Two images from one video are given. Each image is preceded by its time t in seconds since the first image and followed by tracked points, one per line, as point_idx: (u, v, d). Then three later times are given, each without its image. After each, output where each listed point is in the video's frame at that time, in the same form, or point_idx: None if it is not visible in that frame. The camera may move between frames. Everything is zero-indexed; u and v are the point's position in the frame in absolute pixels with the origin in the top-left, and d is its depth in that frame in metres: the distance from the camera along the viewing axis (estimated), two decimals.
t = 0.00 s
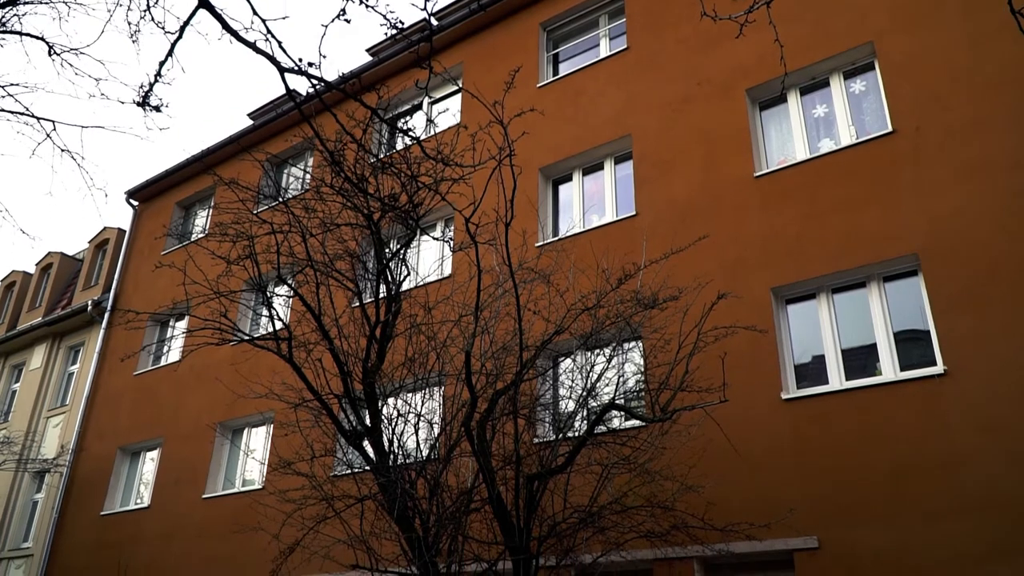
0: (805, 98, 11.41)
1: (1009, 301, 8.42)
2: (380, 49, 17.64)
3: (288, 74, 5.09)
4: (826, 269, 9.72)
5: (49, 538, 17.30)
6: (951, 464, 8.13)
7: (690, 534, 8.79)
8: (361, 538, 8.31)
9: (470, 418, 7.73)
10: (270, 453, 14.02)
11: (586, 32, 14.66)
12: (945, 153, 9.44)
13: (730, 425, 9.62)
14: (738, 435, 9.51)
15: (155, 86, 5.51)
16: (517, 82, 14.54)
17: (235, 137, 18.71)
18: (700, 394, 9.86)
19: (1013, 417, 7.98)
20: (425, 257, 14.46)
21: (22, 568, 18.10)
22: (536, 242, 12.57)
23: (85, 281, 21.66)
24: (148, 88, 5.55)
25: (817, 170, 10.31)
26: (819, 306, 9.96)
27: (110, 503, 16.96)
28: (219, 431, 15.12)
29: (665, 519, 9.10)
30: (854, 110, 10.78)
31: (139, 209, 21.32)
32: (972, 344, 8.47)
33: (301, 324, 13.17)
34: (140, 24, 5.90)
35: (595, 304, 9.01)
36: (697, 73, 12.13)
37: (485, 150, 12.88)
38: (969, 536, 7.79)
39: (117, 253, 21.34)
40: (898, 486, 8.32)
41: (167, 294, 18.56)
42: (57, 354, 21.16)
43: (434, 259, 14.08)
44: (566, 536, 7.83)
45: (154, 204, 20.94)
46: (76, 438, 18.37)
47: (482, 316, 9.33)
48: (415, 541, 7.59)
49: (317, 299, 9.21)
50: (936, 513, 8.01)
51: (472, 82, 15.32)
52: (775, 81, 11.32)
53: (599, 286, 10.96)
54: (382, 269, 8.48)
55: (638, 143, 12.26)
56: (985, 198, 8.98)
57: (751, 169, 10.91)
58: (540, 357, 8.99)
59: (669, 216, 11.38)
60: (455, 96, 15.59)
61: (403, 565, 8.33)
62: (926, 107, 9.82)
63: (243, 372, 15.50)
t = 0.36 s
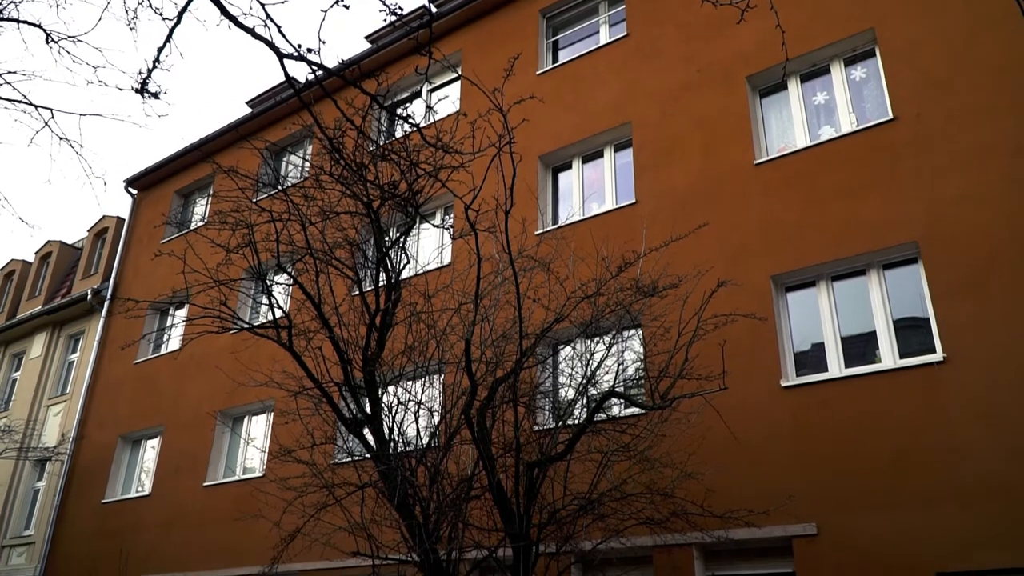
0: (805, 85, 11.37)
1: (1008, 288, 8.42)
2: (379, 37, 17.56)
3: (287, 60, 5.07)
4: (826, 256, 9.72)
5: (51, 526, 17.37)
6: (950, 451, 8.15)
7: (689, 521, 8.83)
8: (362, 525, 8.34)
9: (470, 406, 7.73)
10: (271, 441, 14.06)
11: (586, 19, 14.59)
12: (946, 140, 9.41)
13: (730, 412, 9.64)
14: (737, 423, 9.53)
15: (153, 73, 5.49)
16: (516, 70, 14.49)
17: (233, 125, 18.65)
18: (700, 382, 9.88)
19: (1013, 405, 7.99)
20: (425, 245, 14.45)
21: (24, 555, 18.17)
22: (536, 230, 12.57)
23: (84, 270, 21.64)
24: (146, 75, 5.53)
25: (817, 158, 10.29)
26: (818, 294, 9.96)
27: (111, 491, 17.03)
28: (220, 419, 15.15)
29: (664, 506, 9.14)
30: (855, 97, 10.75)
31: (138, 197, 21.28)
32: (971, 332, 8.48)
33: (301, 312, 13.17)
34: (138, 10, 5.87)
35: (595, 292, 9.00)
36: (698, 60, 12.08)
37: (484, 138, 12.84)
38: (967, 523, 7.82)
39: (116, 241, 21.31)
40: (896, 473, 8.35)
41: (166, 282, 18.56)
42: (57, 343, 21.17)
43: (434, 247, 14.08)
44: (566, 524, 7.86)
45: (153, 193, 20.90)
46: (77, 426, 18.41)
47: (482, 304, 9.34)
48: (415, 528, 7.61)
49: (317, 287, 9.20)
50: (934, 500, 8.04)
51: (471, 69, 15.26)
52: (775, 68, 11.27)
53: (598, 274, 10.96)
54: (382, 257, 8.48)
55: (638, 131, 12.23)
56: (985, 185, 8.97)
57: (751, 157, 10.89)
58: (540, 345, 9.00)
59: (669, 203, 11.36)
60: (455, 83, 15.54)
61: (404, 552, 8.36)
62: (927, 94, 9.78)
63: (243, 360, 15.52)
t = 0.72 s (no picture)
0: (807, 72, 11.32)
1: (1009, 274, 8.41)
2: (378, 23, 17.48)
3: (287, 45, 5.05)
4: (826, 244, 9.71)
5: (53, 513, 17.45)
6: (948, 438, 8.18)
7: (689, 508, 8.86)
8: (362, 512, 8.37)
9: (470, 393, 7.74)
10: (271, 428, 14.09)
11: (587, 5, 14.52)
12: (948, 127, 9.38)
13: (729, 399, 9.66)
14: (737, 409, 9.55)
15: (152, 57, 5.47)
16: (517, 56, 14.43)
17: (232, 112, 18.59)
18: (700, 369, 9.90)
19: (1012, 392, 8.00)
20: (425, 232, 14.44)
21: (27, 542, 18.25)
22: (536, 217, 12.55)
23: (84, 257, 21.61)
24: (146, 59, 5.51)
25: (818, 145, 10.26)
26: (818, 282, 9.95)
27: (113, 478, 17.08)
28: (221, 406, 15.19)
29: (664, 493, 9.17)
30: (856, 83, 10.71)
31: (137, 185, 21.24)
32: (972, 319, 8.48)
33: (301, 300, 13.18)
34: None
35: (595, 279, 8.99)
36: (699, 46, 12.03)
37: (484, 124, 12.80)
38: (966, 509, 7.85)
39: (116, 229, 21.28)
40: (895, 459, 8.38)
41: (166, 269, 18.55)
42: (58, 331, 21.18)
43: (434, 234, 14.07)
44: (566, 510, 7.89)
45: (152, 180, 20.86)
46: (78, 413, 18.45)
47: (482, 292, 9.34)
48: (416, 514, 7.63)
49: (317, 275, 9.20)
50: (933, 486, 8.08)
51: (471, 56, 15.20)
52: (777, 54, 11.22)
53: (599, 262, 10.95)
54: (381, 244, 8.46)
55: (638, 118, 12.20)
56: (986, 172, 8.95)
57: (751, 144, 10.86)
58: (540, 332, 9.00)
59: (669, 190, 11.34)
60: (455, 70, 15.47)
61: (405, 538, 8.40)
62: (929, 80, 9.75)
63: (243, 348, 15.52)
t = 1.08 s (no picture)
0: (808, 57, 11.26)
1: (1009, 261, 8.41)
2: (377, 7, 17.38)
3: (287, 29, 5.01)
4: (826, 229, 9.70)
5: (55, 498, 17.52)
6: (947, 424, 8.20)
7: (688, 493, 8.90)
8: (363, 497, 8.40)
9: (470, 379, 7.76)
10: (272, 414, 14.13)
11: None
12: (949, 112, 9.35)
13: (729, 385, 9.69)
14: (737, 395, 9.57)
15: (151, 42, 5.43)
16: (516, 41, 14.36)
17: (231, 98, 18.51)
18: (700, 355, 9.91)
19: (1011, 378, 8.02)
20: (425, 218, 14.43)
21: (29, 527, 18.34)
22: (536, 203, 12.53)
23: (83, 244, 21.57)
24: (144, 44, 5.47)
25: (819, 130, 10.23)
26: (818, 268, 9.95)
27: (114, 464, 17.15)
28: (221, 392, 15.21)
29: (663, 478, 9.21)
30: (857, 68, 10.66)
31: (135, 171, 21.18)
32: (972, 305, 8.48)
33: (301, 287, 13.18)
34: None
35: (595, 265, 8.98)
36: (700, 31, 11.96)
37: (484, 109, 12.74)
38: (965, 494, 7.88)
39: (115, 215, 21.24)
40: (894, 445, 8.41)
41: (166, 256, 18.53)
42: (58, 317, 21.18)
43: (434, 220, 14.05)
44: (566, 495, 7.92)
45: (150, 166, 20.80)
46: (79, 400, 18.49)
47: (482, 278, 9.35)
48: (416, 500, 7.66)
49: (317, 261, 9.19)
50: (931, 472, 8.11)
51: (471, 41, 15.12)
52: (778, 39, 11.16)
53: (598, 248, 10.95)
54: (381, 231, 8.45)
55: (639, 103, 12.15)
56: (987, 157, 8.92)
57: (752, 129, 10.82)
58: (540, 318, 9.01)
59: (669, 176, 11.31)
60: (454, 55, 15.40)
61: (405, 523, 8.44)
62: (931, 66, 9.70)
63: (244, 334, 15.53)
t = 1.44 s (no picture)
0: (809, 40, 11.21)
1: (1009, 245, 8.40)
2: None
3: (284, 13, 4.99)
4: (826, 214, 9.69)
5: (57, 483, 17.60)
6: (946, 408, 8.23)
7: (687, 477, 8.94)
8: (363, 482, 8.43)
9: (470, 364, 7.78)
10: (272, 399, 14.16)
11: None
12: (950, 96, 9.31)
13: (728, 370, 9.71)
14: (736, 380, 9.60)
15: (147, 26, 5.42)
16: (516, 25, 14.27)
17: (228, 82, 18.42)
18: (699, 339, 9.93)
19: (1010, 361, 8.03)
20: (424, 203, 14.40)
21: (31, 512, 18.42)
22: (536, 188, 12.50)
23: (82, 230, 21.53)
24: (140, 28, 5.46)
25: (819, 114, 10.19)
26: (818, 252, 9.94)
27: (115, 449, 17.20)
28: (221, 377, 15.24)
29: (662, 462, 9.25)
30: (858, 52, 10.61)
31: (134, 156, 21.11)
32: (971, 289, 8.48)
33: (301, 272, 13.18)
34: None
35: (595, 250, 8.97)
36: (700, 14, 11.89)
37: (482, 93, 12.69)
38: (963, 478, 7.92)
39: (113, 200, 21.19)
40: (893, 428, 8.44)
41: (165, 241, 18.50)
42: (57, 303, 21.17)
43: (434, 205, 14.02)
44: (565, 479, 7.94)
45: (149, 151, 20.73)
46: (80, 385, 18.53)
47: (481, 263, 9.34)
48: (417, 484, 7.69)
49: (316, 246, 9.18)
50: (930, 455, 8.14)
51: (470, 24, 15.03)
52: (778, 22, 11.11)
53: (598, 232, 10.93)
54: (381, 216, 8.43)
55: (638, 87, 12.10)
56: (987, 141, 8.90)
57: (752, 113, 10.78)
58: (539, 303, 9.01)
59: (669, 160, 11.28)
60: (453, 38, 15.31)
61: (406, 508, 8.47)
62: (932, 49, 9.64)
63: (243, 320, 15.53)
